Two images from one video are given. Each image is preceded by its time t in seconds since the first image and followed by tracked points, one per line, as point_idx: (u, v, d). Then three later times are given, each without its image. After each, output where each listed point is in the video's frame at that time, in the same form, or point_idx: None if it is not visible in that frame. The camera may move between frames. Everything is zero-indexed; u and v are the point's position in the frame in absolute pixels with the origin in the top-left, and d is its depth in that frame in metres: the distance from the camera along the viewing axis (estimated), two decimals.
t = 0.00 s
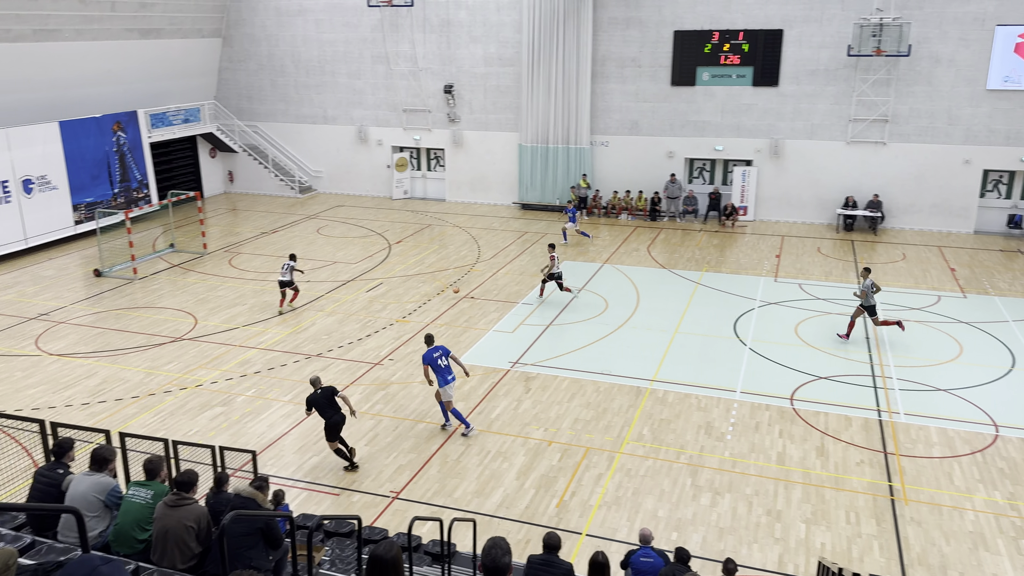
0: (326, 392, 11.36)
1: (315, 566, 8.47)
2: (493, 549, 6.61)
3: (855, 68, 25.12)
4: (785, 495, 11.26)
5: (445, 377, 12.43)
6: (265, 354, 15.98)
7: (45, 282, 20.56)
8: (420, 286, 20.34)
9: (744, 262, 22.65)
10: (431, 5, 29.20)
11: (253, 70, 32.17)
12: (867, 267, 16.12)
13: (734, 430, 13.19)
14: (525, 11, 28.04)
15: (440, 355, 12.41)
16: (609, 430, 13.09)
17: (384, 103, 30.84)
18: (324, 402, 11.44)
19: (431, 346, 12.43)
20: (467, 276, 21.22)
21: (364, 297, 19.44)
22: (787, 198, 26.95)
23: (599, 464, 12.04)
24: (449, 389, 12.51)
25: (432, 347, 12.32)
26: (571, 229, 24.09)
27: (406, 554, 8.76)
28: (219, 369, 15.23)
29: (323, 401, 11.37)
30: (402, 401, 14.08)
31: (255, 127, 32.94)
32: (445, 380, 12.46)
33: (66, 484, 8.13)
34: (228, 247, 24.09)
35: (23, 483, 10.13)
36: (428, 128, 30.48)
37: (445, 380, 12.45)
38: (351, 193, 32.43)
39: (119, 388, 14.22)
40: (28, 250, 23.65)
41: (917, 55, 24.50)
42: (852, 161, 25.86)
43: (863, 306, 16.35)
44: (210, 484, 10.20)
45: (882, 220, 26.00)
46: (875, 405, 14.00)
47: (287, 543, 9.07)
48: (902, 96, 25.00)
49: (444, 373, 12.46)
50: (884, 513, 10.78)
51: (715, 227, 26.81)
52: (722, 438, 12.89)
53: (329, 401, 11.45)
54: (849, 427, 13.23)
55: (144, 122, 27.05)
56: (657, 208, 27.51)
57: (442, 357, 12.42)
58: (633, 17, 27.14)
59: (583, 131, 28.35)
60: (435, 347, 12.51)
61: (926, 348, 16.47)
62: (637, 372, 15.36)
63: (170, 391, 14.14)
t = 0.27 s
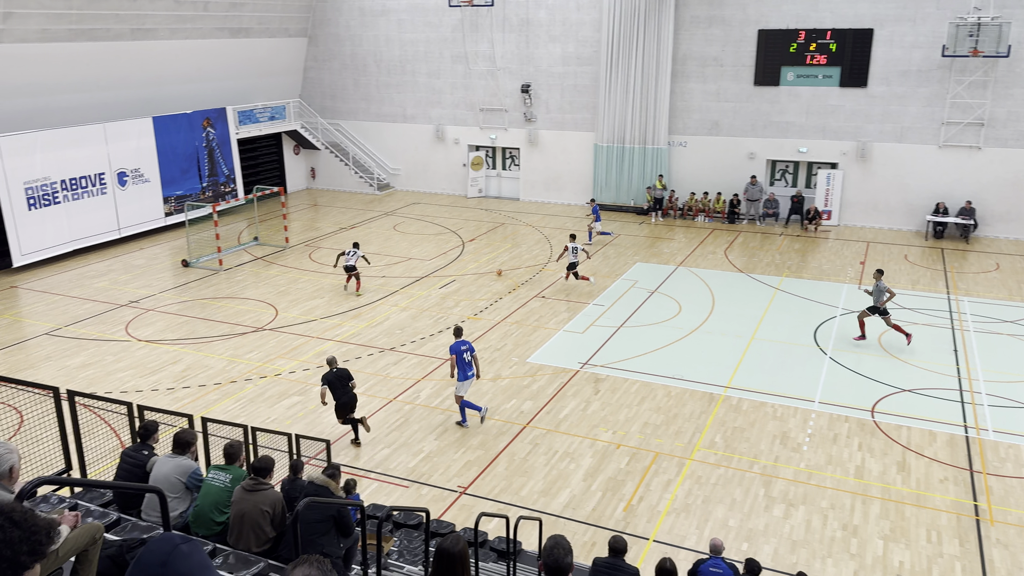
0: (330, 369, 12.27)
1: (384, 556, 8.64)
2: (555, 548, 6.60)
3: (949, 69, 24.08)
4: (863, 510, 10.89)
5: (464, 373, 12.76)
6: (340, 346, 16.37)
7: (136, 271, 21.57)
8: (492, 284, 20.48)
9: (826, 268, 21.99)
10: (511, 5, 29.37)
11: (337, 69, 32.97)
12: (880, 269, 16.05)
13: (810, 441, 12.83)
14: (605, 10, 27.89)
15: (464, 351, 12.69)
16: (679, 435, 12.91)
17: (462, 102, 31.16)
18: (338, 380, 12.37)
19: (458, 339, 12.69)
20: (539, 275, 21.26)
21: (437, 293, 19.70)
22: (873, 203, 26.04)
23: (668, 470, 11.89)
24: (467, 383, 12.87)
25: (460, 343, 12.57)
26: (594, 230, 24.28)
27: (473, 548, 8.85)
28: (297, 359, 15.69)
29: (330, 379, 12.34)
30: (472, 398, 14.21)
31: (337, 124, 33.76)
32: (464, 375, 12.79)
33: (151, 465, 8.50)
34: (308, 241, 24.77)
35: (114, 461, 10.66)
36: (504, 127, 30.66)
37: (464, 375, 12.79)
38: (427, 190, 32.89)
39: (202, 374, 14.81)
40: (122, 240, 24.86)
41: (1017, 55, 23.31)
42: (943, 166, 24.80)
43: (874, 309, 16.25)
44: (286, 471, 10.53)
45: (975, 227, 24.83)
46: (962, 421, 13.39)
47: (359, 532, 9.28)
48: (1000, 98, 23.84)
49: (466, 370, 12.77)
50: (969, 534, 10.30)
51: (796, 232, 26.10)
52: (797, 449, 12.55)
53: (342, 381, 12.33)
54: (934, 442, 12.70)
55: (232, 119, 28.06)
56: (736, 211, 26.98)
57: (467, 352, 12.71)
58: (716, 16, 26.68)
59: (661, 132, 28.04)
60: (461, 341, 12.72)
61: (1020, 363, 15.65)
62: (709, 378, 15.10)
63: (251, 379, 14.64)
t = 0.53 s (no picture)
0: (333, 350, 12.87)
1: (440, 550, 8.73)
2: (609, 551, 6.56)
3: None
4: (931, 525, 10.50)
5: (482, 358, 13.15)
6: (401, 342, 16.59)
7: (208, 263, 22.28)
8: (552, 284, 20.46)
9: (898, 275, 21.28)
10: (578, 4, 29.29)
11: (404, 69, 33.44)
12: (879, 271, 16.14)
13: (877, 452, 12.44)
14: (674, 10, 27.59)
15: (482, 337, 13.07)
16: (740, 442, 12.68)
17: (527, 102, 31.22)
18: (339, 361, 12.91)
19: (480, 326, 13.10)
20: (600, 276, 21.16)
21: (497, 292, 19.79)
22: (950, 209, 25.09)
23: (728, 477, 11.69)
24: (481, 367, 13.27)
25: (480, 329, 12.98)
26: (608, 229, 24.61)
27: (528, 547, 8.86)
28: (359, 353, 15.97)
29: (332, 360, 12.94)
30: (529, 396, 14.23)
31: (403, 123, 34.23)
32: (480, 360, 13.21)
33: (217, 452, 8.77)
34: (371, 237, 25.18)
35: (182, 447, 11.02)
36: (568, 127, 30.63)
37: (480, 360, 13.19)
38: (491, 189, 33.06)
39: (268, 365, 15.20)
40: (195, 233, 25.71)
41: None
42: None
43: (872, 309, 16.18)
44: (347, 463, 10.74)
45: None
46: None
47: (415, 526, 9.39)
48: None
49: (483, 355, 13.17)
50: None
51: (867, 237, 25.32)
52: (863, 460, 12.19)
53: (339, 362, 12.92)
54: (1010, 459, 12.17)
55: (302, 117, 28.71)
56: (805, 214, 26.32)
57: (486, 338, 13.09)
58: (788, 15, 26.10)
59: (729, 132, 27.59)
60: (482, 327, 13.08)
61: None
62: (773, 385, 14.78)
63: (315, 371, 14.97)
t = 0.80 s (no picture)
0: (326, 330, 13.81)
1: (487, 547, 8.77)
2: (656, 554, 6.49)
3: None
4: (992, 541, 10.14)
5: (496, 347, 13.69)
6: (451, 339, 16.69)
7: (265, 258, 22.76)
8: (602, 284, 20.35)
9: (963, 282, 20.59)
10: (635, 3, 29.05)
11: (459, 68, 33.66)
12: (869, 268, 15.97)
13: (936, 464, 12.06)
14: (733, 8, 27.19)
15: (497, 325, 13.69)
16: (794, 450, 12.42)
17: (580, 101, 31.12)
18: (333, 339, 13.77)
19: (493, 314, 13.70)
20: (651, 277, 20.97)
21: (547, 291, 19.77)
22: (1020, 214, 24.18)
23: (780, 484, 11.47)
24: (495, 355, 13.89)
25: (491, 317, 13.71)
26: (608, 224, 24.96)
27: (574, 548, 8.83)
28: (410, 349, 16.13)
29: (325, 339, 13.82)
30: (578, 397, 14.18)
31: (457, 122, 34.45)
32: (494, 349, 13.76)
33: (270, 443, 8.95)
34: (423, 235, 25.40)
35: (237, 437, 11.28)
36: (622, 126, 30.44)
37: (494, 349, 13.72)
38: (543, 189, 33.02)
39: (321, 359, 15.46)
40: (253, 228, 26.30)
41: None
42: None
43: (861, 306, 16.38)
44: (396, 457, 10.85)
45: None
46: None
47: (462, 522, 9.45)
48: None
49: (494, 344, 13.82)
50: None
51: (931, 242, 24.53)
52: (922, 471, 11.82)
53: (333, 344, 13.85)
54: None
55: (358, 115, 29.10)
56: (866, 217, 25.63)
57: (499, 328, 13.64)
58: (851, 14, 25.49)
59: (787, 133, 27.06)
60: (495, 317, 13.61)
61: None
62: (828, 392, 14.45)
63: (366, 366, 15.18)
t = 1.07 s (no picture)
0: (313, 312, 14.19)
1: (521, 547, 8.77)
2: (693, 558, 6.42)
3: None
4: None
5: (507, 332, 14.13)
6: (488, 338, 16.73)
7: (306, 255, 23.06)
8: (641, 285, 20.22)
9: (1014, 288, 19.99)
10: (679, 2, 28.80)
11: (500, 68, 33.72)
12: (850, 263, 16.32)
13: (984, 474, 11.74)
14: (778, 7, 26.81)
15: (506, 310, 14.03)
16: (835, 456, 12.20)
17: (622, 101, 30.95)
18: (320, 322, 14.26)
19: (502, 300, 13.99)
20: (690, 279, 20.77)
21: (585, 291, 19.71)
22: None
23: (820, 491, 11.27)
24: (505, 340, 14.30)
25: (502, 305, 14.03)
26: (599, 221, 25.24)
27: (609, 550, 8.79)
28: (447, 347, 16.21)
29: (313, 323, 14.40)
30: (614, 398, 14.11)
31: (497, 121, 34.52)
32: (504, 333, 14.17)
33: (309, 437, 9.07)
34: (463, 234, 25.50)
35: (277, 430, 11.44)
36: (663, 126, 30.22)
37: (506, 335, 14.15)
38: (583, 189, 32.91)
39: (360, 355, 15.62)
40: (295, 225, 26.67)
41: None
42: None
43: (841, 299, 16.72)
44: (432, 454, 10.91)
45: None
46: None
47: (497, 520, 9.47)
48: None
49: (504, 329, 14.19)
50: None
51: (981, 246, 23.87)
52: (968, 481, 11.52)
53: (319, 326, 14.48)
54: None
55: (400, 114, 29.32)
56: (913, 221, 25.05)
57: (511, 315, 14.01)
58: (901, 13, 24.95)
59: (834, 134, 26.59)
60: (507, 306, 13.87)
61: None
62: (872, 398, 14.16)
63: (404, 363, 15.29)
